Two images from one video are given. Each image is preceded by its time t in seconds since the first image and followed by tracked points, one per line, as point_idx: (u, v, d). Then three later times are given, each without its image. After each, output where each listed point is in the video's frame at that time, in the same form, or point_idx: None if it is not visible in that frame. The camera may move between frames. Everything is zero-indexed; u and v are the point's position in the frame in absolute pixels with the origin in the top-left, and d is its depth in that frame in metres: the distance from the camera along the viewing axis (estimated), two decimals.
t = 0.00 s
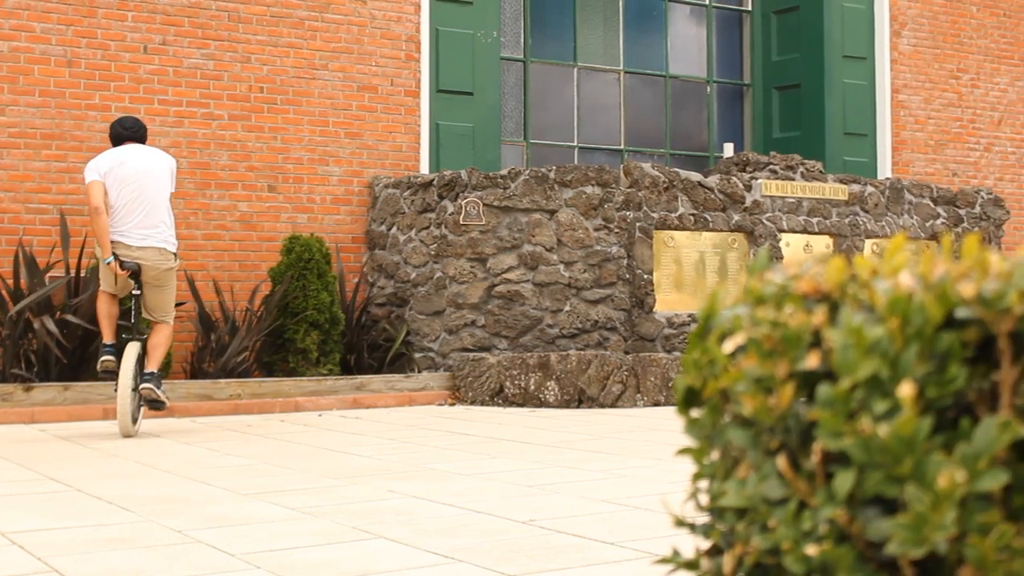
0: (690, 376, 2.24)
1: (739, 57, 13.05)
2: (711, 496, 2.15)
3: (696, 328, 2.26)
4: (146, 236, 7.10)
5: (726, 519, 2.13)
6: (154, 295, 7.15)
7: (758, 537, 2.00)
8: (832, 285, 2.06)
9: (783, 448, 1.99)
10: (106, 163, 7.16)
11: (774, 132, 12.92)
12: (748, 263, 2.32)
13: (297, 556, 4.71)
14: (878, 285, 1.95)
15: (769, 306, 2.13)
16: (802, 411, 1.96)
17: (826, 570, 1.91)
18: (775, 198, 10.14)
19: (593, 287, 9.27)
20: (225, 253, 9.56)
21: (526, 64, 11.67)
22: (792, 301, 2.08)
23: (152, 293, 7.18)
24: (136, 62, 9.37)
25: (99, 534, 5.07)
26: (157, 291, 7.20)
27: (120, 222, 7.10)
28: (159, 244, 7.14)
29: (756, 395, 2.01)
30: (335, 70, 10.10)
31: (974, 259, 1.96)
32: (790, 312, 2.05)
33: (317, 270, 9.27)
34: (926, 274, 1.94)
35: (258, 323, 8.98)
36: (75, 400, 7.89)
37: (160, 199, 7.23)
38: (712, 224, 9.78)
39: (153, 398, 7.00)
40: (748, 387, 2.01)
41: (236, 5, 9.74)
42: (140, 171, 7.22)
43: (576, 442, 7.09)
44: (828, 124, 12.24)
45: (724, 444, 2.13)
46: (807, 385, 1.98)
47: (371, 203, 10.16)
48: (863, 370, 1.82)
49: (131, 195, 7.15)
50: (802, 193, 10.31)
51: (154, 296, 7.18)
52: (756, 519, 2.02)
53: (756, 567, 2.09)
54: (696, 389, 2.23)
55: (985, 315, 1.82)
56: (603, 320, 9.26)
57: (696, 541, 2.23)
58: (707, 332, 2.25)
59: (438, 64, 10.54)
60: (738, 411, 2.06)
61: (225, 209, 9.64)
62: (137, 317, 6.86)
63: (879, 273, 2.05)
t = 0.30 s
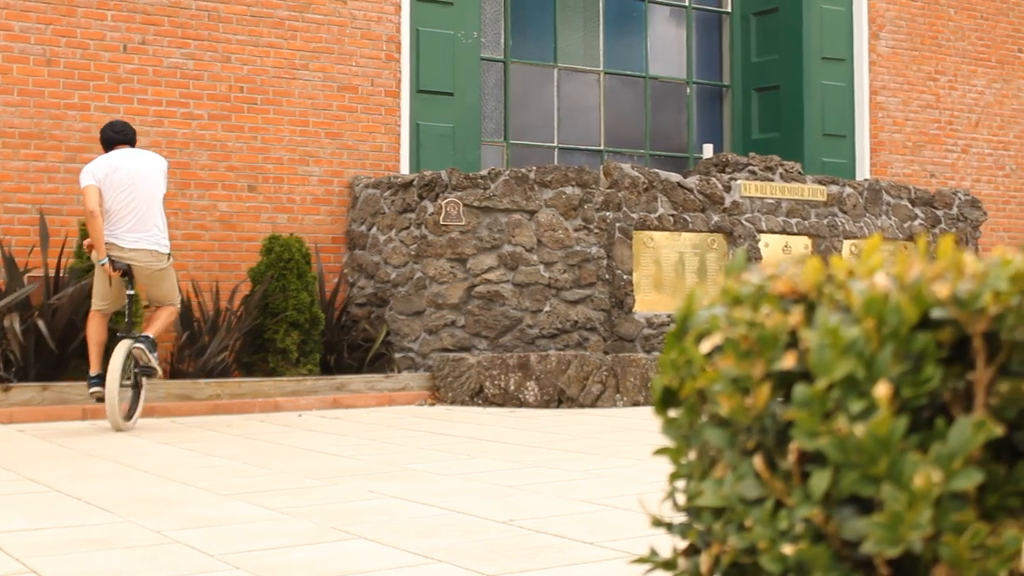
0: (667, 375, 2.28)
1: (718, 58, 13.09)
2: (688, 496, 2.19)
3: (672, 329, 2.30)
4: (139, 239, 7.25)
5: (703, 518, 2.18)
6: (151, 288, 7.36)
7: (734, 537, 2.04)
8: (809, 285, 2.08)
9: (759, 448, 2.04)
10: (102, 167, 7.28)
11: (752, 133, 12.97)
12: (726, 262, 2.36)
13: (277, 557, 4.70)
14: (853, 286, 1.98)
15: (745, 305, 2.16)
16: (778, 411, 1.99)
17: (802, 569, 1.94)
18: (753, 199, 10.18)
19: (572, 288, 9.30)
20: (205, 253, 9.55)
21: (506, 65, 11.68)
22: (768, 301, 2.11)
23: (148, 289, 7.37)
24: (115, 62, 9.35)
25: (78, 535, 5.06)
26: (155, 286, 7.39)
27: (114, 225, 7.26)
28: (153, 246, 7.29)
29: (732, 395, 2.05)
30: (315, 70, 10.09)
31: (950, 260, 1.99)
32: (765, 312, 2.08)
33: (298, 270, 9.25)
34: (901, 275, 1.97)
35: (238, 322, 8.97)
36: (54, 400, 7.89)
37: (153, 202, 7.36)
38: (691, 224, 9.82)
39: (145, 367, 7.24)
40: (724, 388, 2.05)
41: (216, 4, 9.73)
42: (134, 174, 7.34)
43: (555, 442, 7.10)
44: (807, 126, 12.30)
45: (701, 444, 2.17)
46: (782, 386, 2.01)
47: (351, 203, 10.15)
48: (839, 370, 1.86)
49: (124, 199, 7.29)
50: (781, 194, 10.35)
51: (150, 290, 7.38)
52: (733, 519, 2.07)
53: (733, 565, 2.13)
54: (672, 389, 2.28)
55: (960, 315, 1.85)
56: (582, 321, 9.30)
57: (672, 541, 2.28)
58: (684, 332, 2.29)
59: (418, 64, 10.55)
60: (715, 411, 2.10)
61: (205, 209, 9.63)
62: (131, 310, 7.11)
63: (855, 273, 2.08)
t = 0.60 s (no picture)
0: (646, 376, 2.50)
1: (698, 59, 13.12)
2: (666, 495, 2.41)
3: (651, 329, 2.52)
4: (134, 250, 7.63)
5: (680, 518, 2.39)
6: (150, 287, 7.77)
7: (713, 536, 2.26)
8: (787, 287, 2.32)
9: (737, 447, 2.26)
10: (99, 180, 7.63)
11: (732, 134, 13.03)
12: (704, 263, 2.59)
13: (257, 556, 4.71)
14: (830, 286, 2.21)
15: (724, 306, 2.39)
16: (755, 411, 2.22)
17: (775, 566, 2.16)
18: (733, 200, 10.22)
19: (553, 288, 9.31)
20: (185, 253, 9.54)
21: (487, 66, 11.71)
22: (746, 303, 2.35)
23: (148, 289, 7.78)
24: (95, 61, 9.33)
25: (58, 535, 5.07)
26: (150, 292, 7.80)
27: (110, 237, 7.63)
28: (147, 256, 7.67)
29: (711, 394, 2.27)
30: (295, 70, 10.08)
31: (924, 260, 2.23)
32: (743, 313, 2.31)
33: (278, 270, 9.26)
34: (877, 277, 2.21)
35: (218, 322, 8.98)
36: (34, 400, 7.87)
37: (149, 214, 7.72)
38: (671, 224, 9.85)
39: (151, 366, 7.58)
40: (703, 388, 2.27)
41: (196, 4, 9.72)
42: (130, 186, 7.71)
43: (535, 442, 7.12)
44: (785, 127, 12.43)
45: (679, 444, 2.39)
46: (757, 387, 2.24)
47: (331, 203, 10.13)
48: (815, 371, 2.08)
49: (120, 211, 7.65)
50: (760, 195, 10.39)
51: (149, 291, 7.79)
52: (710, 518, 2.28)
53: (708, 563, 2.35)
54: (649, 389, 2.50)
55: (936, 316, 2.09)
56: (564, 321, 9.29)
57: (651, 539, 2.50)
58: (662, 333, 2.52)
59: (399, 64, 10.58)
60: (695, 412, 2.33)
61: (185, 208, 9.61)
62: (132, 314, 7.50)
63: (832, 273, 2.31)
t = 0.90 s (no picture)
0: (623, 374, 2.63)
1: (678, 60, 13.15)
2: (644, 494, 2.53)
3: (628, 330, 2.68)
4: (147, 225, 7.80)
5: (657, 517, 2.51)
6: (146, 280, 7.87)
7: (689, 534, 2.37)
8: (764, 287, 2.48)
9: (713, 446, 2.38)
10: (107, 157, 7.75)
11: (711, 134, 13.09)
12: (681, 264, 2.74)
13: (237, 555, 4.71)
14: (807, 287, 2.37)
15: (700, 306, 2.53)
16: (731, 410, 2.34)
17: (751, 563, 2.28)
18: (711, 201, 10.26)
19: (532, 288, 9.37)
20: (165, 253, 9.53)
21: (467, 66, 11.73)
22: (722, 303, 2.50)
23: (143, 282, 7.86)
24: (75, 61, 9.32)
25: (38, 534, 5.06)
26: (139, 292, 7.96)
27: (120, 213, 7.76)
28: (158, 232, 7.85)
29: (687, 394, 2.39)
30: (276, 70, 10.08)
31: (899, 259, 2.36)
32: (720, 312, 2.44)
33: (258, 270, 9.27)
34: (853, 278, 2.36)
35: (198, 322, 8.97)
36: (13, 399, 7.86)
37: (154, 193, 7.93)
38: (650, 225, 9.89)
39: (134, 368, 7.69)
40: (679, 387, 2.40)
41: (176, 4, 9.72)
42: (134, 162, 7.89)
43: (514, 442, 7.13)
44: (764, 127, 12.48)
45: (657, 443, 2.52)
46: (735, 386, 2.37)
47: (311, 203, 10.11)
48: (791, 370, 2.23)
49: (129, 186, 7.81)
50: (738, 196, 10.43)
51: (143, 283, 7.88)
52: (687, 517, 2.39)
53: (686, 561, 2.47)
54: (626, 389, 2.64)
55: (910, 315, 2.24)
56: (542, 321, 9.37)
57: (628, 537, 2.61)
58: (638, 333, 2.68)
59: (379, 64, 10.59)
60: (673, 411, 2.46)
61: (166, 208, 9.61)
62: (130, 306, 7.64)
63: (806, 274, 2.48)
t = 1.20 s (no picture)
0: (603, 374, 2.46)
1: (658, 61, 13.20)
2: (622, 493, 2.37)
3: (607, 328, 2.50)
4: (162, 234, 7.70)
5: (637, 517, 2.35)
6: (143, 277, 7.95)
7: (666, 534, 2.21)
8: (740, 285, 2.31)
9: (690, 446, 2.21)
10: (123, 166, 7.53)
11: (691, 135, 13.13)
12: (658, 263, 2.57)
13: (217, 555, 4.70)
14: (784, 286, 2.21)
15: (676, 307, 2.36)
16: (708, 410, 2.17)
17: (728, 565, 2.11)
18: (691, 201, 10.30)
19: (512, 288, 9.40)
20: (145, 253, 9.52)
21: (448, 66, 11.74)
22: (699, 302, 2.33)
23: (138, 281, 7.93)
24: (54, 60, 9.29)
25: (17, 535, 5.05)
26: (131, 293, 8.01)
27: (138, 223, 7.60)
28: (169, 240, 7.80)
29: (664, 393, 2.22)
30: (256, 70, 10.07)
31: (876, 259, 2.20)
32: (697, 312, 2.27)
33: (239, 270, 9.28)
34: (830, 278, 2.19)
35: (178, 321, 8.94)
36: None
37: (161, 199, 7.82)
38: (630, 226, 9.91)
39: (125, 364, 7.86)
40: (656, 386, 2.23)
41: (157, 3, 9.71)
42: (144, 171, 7.72)
43: (492, 442, 7.13)
44: (744, 128, 12.54)
45: (635, 442, 2.36)
46: (712, 385, 2.20)
47: (292, 203, 10.10)
48: (768, 370, 2.06)
49: (146, 195, 7.65)
50: (718, 197, 10.47)
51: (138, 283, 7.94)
52: (665, 518, 2.23)
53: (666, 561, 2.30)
54: (607, 387, 2.47)
55: (886, 315, 2.07)
56: (523, 321, 9.40)
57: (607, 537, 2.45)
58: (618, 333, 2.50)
59: (360, 65, 10.61)
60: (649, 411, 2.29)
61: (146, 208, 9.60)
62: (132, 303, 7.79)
63: (783, 274, 2.35)
